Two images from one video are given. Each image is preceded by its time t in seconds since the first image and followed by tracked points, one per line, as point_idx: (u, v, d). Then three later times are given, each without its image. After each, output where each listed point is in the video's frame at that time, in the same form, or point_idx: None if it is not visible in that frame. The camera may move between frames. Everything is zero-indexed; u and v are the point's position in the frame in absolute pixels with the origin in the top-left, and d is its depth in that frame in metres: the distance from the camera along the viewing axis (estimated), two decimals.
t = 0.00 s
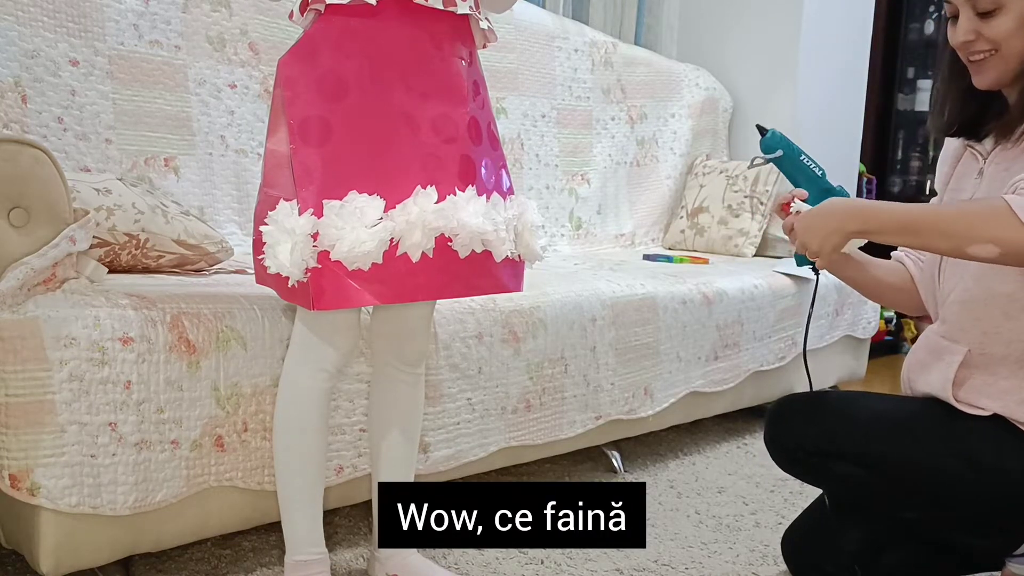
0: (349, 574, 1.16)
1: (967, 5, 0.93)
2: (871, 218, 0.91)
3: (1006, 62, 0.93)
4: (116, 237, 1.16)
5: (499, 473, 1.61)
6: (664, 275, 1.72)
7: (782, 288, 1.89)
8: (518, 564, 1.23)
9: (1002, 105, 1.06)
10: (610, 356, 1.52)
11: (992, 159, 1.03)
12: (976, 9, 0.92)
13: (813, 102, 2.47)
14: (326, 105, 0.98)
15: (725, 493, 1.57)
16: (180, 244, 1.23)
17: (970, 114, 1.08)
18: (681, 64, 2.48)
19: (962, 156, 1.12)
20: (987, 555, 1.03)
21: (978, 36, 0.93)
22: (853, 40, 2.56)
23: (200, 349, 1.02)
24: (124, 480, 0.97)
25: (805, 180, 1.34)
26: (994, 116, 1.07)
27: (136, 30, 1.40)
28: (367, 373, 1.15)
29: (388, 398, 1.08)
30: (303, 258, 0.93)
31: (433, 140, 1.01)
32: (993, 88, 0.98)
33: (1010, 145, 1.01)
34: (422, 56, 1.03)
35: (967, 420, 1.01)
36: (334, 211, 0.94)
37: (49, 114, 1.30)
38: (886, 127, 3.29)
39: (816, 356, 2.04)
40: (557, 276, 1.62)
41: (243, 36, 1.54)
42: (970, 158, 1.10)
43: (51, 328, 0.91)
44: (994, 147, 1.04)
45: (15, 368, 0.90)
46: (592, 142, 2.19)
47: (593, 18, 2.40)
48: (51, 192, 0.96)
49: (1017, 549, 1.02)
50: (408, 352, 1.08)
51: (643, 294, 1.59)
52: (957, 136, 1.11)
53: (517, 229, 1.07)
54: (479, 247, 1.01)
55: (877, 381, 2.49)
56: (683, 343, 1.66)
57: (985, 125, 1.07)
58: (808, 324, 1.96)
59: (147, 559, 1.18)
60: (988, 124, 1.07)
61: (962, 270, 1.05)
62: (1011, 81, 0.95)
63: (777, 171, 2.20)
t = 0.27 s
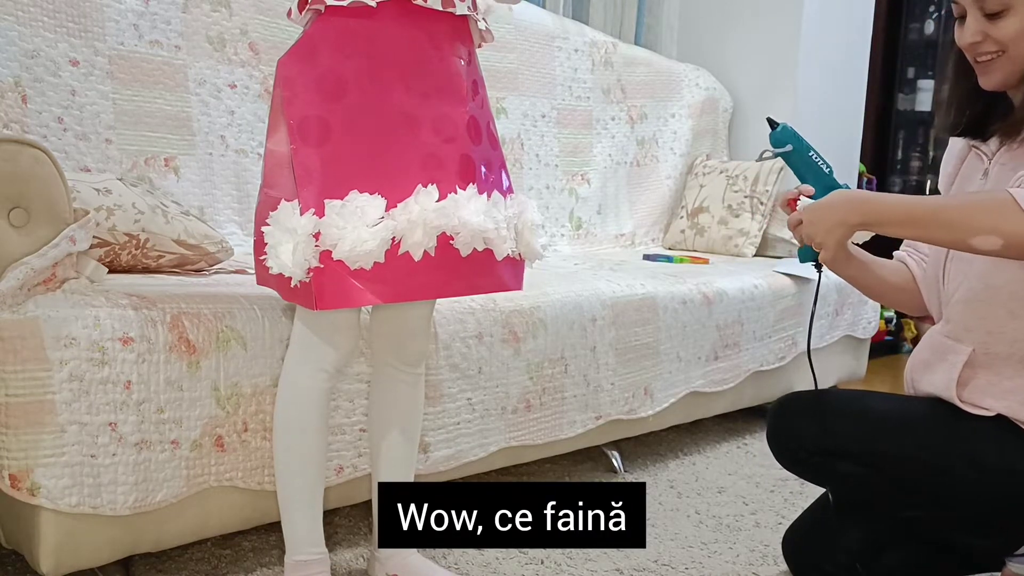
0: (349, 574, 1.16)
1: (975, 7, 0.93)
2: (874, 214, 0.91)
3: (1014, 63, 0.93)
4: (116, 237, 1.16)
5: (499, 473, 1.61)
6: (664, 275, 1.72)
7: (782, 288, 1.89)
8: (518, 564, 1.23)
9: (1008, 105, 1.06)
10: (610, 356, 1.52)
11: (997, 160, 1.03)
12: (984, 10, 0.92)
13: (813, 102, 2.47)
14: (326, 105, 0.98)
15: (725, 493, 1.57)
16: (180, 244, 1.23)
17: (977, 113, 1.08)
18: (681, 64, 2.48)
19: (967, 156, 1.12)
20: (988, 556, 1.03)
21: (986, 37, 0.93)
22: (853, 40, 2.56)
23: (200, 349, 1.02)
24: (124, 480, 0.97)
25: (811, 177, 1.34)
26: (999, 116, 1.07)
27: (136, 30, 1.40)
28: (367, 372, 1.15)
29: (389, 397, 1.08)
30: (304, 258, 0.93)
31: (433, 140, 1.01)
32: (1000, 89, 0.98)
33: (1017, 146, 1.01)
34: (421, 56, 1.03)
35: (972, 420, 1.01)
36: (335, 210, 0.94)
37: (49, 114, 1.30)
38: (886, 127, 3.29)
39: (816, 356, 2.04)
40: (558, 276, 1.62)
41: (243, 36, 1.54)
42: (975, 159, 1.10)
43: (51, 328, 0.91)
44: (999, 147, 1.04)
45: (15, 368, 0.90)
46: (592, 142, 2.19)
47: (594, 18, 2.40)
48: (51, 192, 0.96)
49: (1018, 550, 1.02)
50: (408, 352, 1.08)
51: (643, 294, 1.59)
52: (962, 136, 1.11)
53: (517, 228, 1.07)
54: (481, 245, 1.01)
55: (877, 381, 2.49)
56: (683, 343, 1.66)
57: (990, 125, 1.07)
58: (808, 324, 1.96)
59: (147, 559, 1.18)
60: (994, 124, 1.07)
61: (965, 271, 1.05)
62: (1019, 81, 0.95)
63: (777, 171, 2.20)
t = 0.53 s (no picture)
0: (349, 574, 1.16)
1: (985, 4, 0.93)
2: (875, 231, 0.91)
3: (1021, 61, 0.93)
4: (116, 237, 1.16)
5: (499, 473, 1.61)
6: (664, 275, 1.71)
7: (782, 288, 1.89)
8: (518, 564, 1.23)
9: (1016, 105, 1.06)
10: (610, 356, 1.52)
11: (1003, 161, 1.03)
12: (993, 7, 0.92)
13: (813, 102, 2.47)
14: (332, 106, 0.98)
15: (725, 493, 1.57)
16: (180, 244, 1.23)
17: (983, 112, 1.08)
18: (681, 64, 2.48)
19: (971, 155, 1.12)
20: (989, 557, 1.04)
21: (995, 35, 0.93)
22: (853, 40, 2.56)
23: (200, 349, 1.02)
24: (124, 480, 0.97)
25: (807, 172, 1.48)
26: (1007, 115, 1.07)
27: (136, 30, 1.40)
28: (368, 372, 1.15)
29: (389, 397, 1.08)
30: (305, 258, 0.93)
31: (439, 139, 1.01)
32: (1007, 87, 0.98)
33: None
34: (426, 56, 1.03)
35: (974, 420, 1.02)
36: (349, 210, 0.94)
37: (49, 114, 1.30)
38: (886, 127, 3.29)
39: (816, 357, 2.04)
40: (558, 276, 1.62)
41: (243, 36, 1.54)
42: (978, 158, 1.10)
43: (51, 328, 0.91)
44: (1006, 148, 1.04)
45: (15, 368, 0.90)
46: (592, 143, 2.19)
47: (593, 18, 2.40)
48: (51, 192, 0.96)
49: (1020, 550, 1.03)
50: (409, 352, 1.08)
51: (643, 294, 1.59)
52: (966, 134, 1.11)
53: (521, 227, 1.06)
54: (491, 244, 1.02)
55: (877, 381, 2.49)
56: (683, 343, 1.66)
57: (996, 124, 1.07)
58: (808, 325, 1.96)
59: (146, 559, 1.18)
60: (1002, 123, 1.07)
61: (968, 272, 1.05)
62: None
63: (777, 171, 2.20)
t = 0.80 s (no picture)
0: (349, 574, 1.16)
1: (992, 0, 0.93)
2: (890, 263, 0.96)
3: None
4: (116, 237, 1.16)
5: (499, 473, 1.61)
6: (664, 275, 1.72)
7: (782, 288, 1.89)
8: (518, 564, 1.23)
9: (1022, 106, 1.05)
10: (610, 356, 1.52)
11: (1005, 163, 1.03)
12: (1000, 4, 0.92)
13: (813, 102, 2.47)
14: (334, 106, 0.98)
15: (725, 493, 1.57)
16: (180, 244, 1.23)
17: (988, 111, 1.08)
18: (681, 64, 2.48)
19: (973, 153, 1.12)
20: (989, 556, 1.04)
21: (1000, 32, 0.93)
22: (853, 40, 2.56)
23: (201, 349, 1.02)
24: (124, 480, 0.97)
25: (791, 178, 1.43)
26: (1013, 116, 1.07)
27: (136, 30, 1.40)
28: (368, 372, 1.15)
29: (389, 398, 1.08)
30: (305, 258, 0.93)
31: (441, 140, 1.01)
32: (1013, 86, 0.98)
33: None
34: (428, 56, 1.03)
35: (972, 421, 1.02)
36: (349, 211, 0.94)
37: (49, 114, 1.30)
38: (886, 127, 3.29)
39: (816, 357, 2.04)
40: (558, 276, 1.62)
41: (243, 36, 1.54)
42: (980, 157, 1.10)
43: (52, 328, 0.91)
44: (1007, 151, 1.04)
45: (15, 368, 0.90)
46: (592, 143, 2.19)
47: (594, 18, 2.40)
48: (51, 192, 0.96)
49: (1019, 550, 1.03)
50: (409, 352, 1.08)
51: (643, 294, 1.59)
52: (970, 131, 1.11)
53: (521, 227, 1.06)
54: (490, 245, 1.02)
55: (877, 381, 2.49)
56: (683, 343, 1.66)
57: (1000, 124, 1.07)
58: (808, 325, 1.96)
59: (146, 559, 1.18)
60: (1007, 123, 1.07)
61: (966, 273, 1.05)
62: None
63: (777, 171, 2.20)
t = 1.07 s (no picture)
0: (349, 574, 1.16)
1: None
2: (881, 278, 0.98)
3: None
4: (116, 237, 1.16)
5: (499, 473, 1.61)
6: (664, 275, 1.72)
7: (782, 288, 1.89)
8: (518, 564, 1.23)
9: None
10: (610, 356, 1.52)
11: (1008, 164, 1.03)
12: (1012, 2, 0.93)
13: (813, 102, 2.47)
14: (334, 106, 0.98)
15: (725, 493, 1.57)
16: (180, 244, 1.23)
17: (996, 110, 1.08)
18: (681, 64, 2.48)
19: (978, 152, 1.12)
20: (988, 555, 1.04)
21: (1009, 30, 0.93)
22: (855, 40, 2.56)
23: (201, 349, 1.02)
24: (124, 480, 0.97)
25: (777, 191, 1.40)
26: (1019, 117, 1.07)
27: (136, 30, 1.40)
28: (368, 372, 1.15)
29: (389, 398, 1.08)
30: (306, 258, 0.93)
31: (440, 140, 1.01)
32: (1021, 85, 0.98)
33: None
34: (428, 56, 1.03)
35: (971, 421, 1.02)
36: (348, 211, 0.94)
37: (49, 114, 1.30)
38: (886, 127, 3.29)
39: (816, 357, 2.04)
40: (558, 276, 1.62)
41: (243, 36, 1.54)
42: (984, 156, 1.10)
43: (52, 328, 0.91)
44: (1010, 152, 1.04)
45: (15, 368, 0.90)
46: (592, 143, 2.19)
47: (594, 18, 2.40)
48: (51, 192, 0.96)
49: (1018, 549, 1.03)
50: (409, 352, 1.08)
51: (643, 294, 1.59)
52: (976, 130, 1.12)
53: (521, 228, 1.06)
54: (489, 246, 1.02)
55: (878, 381, 2.49)
56: (683, 343, 1.66)
57: (1007, 124, 1.07)
58: (808, 325, 1.96)
59: (146, 559, 1.18)
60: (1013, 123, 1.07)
61: (964, 273, 1.05)
62: None
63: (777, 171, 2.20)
